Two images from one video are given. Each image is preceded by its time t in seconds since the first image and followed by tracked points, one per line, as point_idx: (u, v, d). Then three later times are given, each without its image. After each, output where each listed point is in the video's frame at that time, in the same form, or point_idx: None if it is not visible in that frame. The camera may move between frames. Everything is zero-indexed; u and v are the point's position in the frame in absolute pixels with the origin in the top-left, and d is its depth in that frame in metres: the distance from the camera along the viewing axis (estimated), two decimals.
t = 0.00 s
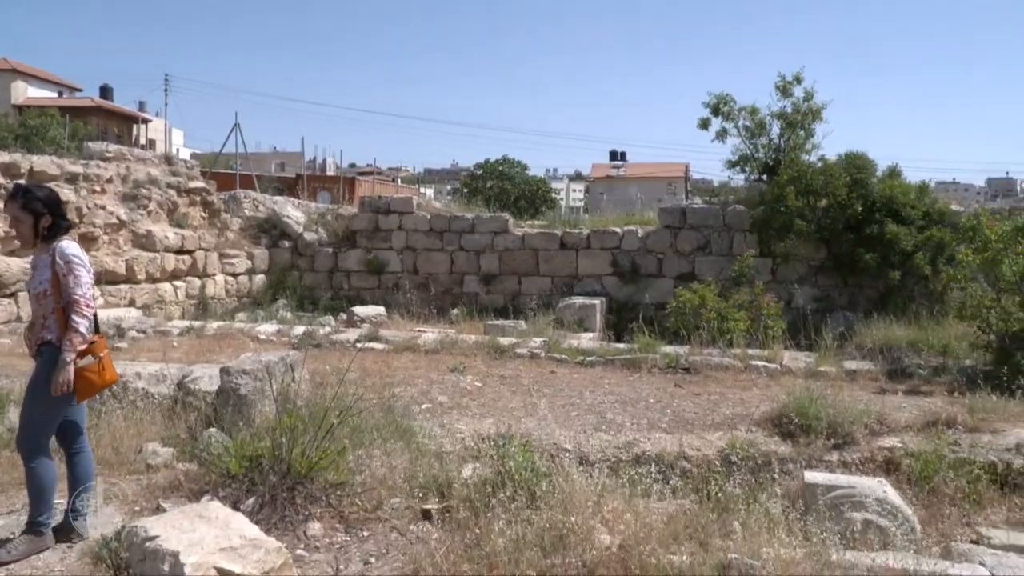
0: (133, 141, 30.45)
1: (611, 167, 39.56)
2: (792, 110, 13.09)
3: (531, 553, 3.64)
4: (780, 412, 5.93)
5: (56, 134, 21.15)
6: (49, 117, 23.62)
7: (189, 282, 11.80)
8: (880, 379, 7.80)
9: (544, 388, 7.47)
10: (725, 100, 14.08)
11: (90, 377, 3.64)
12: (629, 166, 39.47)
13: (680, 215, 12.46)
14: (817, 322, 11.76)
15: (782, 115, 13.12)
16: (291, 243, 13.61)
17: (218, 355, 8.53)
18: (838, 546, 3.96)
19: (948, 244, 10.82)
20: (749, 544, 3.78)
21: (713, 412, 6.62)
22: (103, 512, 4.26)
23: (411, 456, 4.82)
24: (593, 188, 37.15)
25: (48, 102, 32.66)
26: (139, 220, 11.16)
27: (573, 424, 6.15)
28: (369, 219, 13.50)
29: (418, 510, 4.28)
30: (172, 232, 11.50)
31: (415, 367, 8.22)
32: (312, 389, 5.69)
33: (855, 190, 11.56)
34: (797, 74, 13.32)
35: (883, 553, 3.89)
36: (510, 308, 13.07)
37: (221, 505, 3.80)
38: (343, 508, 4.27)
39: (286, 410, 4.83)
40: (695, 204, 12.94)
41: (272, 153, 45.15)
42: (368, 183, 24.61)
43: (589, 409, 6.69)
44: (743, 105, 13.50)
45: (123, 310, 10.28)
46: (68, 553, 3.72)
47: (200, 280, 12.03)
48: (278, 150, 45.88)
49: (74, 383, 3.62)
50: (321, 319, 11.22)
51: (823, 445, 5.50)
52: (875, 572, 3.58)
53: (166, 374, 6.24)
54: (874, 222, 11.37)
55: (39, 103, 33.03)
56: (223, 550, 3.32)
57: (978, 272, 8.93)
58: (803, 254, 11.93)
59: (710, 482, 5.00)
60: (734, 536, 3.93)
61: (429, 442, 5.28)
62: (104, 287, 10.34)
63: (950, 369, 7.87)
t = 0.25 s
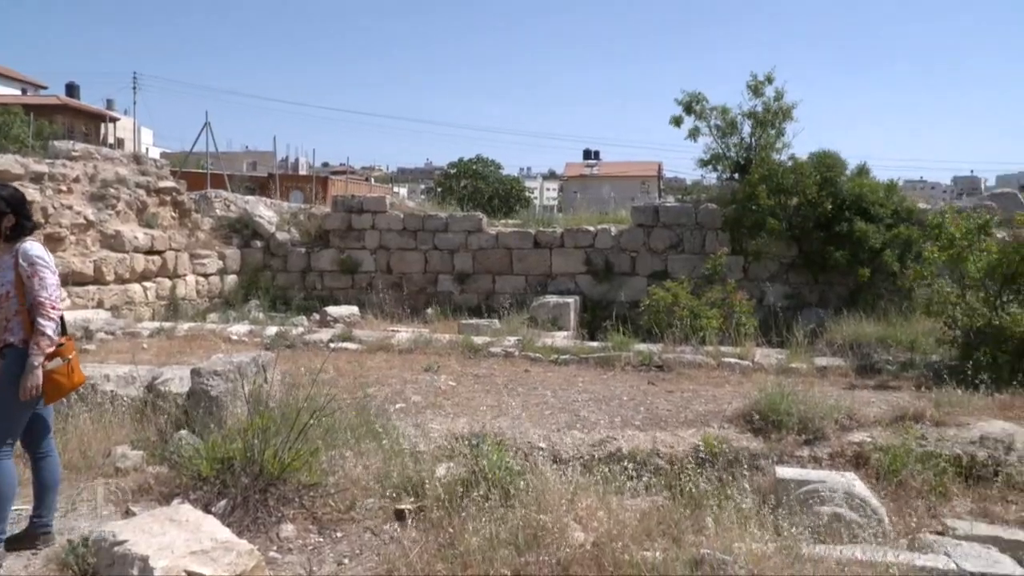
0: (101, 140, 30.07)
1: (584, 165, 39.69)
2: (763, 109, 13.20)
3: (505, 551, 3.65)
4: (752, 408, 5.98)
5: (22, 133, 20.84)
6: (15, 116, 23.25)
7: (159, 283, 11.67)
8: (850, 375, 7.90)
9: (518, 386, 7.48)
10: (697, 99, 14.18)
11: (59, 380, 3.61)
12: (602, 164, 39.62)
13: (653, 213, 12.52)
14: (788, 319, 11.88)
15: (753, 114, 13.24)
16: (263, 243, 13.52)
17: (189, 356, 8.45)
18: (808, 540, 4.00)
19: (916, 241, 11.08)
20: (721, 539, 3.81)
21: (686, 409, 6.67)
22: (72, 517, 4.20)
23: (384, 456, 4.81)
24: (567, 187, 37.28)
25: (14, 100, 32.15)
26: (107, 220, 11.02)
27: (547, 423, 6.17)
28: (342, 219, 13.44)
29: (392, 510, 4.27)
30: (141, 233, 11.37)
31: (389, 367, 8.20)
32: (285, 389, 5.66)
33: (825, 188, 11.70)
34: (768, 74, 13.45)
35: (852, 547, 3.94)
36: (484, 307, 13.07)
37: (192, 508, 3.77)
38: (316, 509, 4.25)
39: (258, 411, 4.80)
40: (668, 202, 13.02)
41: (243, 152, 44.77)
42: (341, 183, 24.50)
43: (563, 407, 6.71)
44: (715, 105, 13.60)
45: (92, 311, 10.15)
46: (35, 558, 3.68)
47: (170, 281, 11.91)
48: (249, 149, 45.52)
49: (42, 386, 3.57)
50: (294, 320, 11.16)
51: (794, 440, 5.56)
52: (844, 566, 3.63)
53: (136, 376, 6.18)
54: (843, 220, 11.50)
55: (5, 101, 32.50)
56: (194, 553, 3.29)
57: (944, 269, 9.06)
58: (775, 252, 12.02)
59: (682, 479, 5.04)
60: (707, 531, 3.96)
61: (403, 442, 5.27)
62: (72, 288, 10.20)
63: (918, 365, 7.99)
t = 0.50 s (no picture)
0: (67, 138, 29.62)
1: (557, 165, 39.78)
2: (733, 110, 13.30)
3: (476, 550, 3.65)
4: (723, 407, 6.03)
5: None
6: None
7: (127, 283, 11.53)
8: (818, 374, 7.99)
9: (490, 386, 7.48)
10: (668, 99, 14.26)
11: (15, 384, 3.56)
12: (575, 164, 39.73)
13: (625, 213, 12.58)
14: (758, 318, 11.99)
15: (724, 115, 13.34)
16: (233, 242, 13.40)
17: (156, 357, 8.35)
18: (776, 536, 4.04)
19: (883, 241, 11.26)
20: (691, 537, 3.84)
21: (657, 408, 6.71)
22: (36, 520, 4.14)
23: (355, 456, 4.79)
24: (540, 187, 37.36)
25: None
26: (73, 219, 10.87)
27: (519, 422, 6.18)
28: (313, 218, 13.35)
29: (364, 510, 4.26)
30: (108, 232, 11.22)
31: (361, 367, 8.16)
32: (255, 389, 5.61)
33: (794, 189, 11.81)
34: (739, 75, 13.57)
35: (819, 543, 3.99)
36: (456, 307, 13.05)
37: (159, 511, 3.73)
38: (286, 510, 4.22)
39: (228, 411, 4.76)
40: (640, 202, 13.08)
41: (214, 151, 44.33)
42: (312, 182, 24.35)
43: (534, 406, 6.72)
44: (686, 105, 13.69)
45: (57, 311, 10.00)
46: None
47: (138, 281, 11.76)
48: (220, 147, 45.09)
49: None
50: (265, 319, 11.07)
51: (764, 439, 5.61)
52: (811, 562, 3.67)
53: (102, 377, 6.10)
54: (812, 221, 11.63)
55: None
56: (161, 556, 3.25)
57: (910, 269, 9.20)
58: (745, 252, 12.14)
59: (653, 477, 5.07)
60: (676, 529, 3.98)
61: (374, 442, 5.25)
62: (37, 288, 10.05)
63: (884, 363, 8.10)
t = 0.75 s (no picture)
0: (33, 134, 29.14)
1: (530, 165, 39.80)
2: (705, 111, 13.42)
3: (447, 550, 3.64)
4: (693, 406, 6.07)
5: None
6: None
7: (94, 281, 11.37)
8: (787, 373, 8.07)
9: (462, 385, 7.47)
10: (641, 100, 14.33)
11: None
12: (548, 164, 39.79)
13: (598, 213, 12.63)
14: (728, 318, 12.08)
15: (696, 116, 13.44)
16: (203, 240, 13.27)
17: (124, 356, 8.25)
18: (744, 534, 4.08)
19: (851, 242, 11.39)
20: (661, 535, 3.86)
21: (628, 407, 6.74)
22: None
23: (326, 456, 4.76)
24: (513, 187, 37.37)
25: None
26: (38, 216, 10.70)
27: (490, 421, 6.18)
28: (285, 216, 13.26)
29: (334, 510, 4.24)
30: (74, 229, 11.06)
31: (332, 366, 8.12)
32: (224, 389, 5.56)
33: (765, 190, 11.92)
34: (711, 77, 13.68)
35: (786, 540, 4.03)
36: (428, 306, 13.02)
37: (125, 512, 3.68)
38: (255, 511, 4.19)
39: (196, 411, 4.71)
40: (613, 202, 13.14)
41: (184, 148, 43.86)
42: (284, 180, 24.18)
43: (506, 406, 6.73)
44: (659, 106, 13.78)
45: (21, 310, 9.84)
46: None
47: (105, 279, 11.61)
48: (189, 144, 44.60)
49: None
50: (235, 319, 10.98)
51: (734, 437, 5.66)
52: (779, 559, 3.71)
53: (67, 377, 6.01)
54: (782, 222, 11.74)
55: None
56: (127, 558, 3.21)
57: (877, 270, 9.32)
58: (716, 252, 12.24)
59: (623, 477, 5.09)
60: (646, 527, 4.01)
61: (345, 442, 5.23)
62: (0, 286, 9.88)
63: (852, 362, 8.20)
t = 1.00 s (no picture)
0: None
1: (504, 164, 39.80)
2: (678, 112, 13.50)
3: (418, 549, 3.64)
4: (664, 405, 6.11)
5: None
6: None
7: (60, 280, 11.21)
8: (758, 373, 8.14)
9: (435, 385, 7.46)
10: (614, 100, 14.39)
11: None
12: (522, 164, 39.82)
13: (571, 212, 12.66)
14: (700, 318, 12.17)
15: (668, 117, 13.52)
16: (173, 238, 13.13)
17: (91, 356, 8.14)
18: (714, 532, 4.11)
19: (821, 243, 11.57)
20: (631, 533, 3.88)
21: (600, 406, 6.76)
22: None
23: (297, 456, 4.73)
24: (487, 186, 37.35)
25: None
26: (3, 213, 10.53)
27: (462, 421, 6.18)
28: (256, 214, 13.15)
29: (305, 511, 4.22)
30: (40, 227, 10.90)
31: (304, 366, 8.07)
32: (194, 388, 5.50)
33: (736, 190, 12.01)
34: (683, 77, 13.77)
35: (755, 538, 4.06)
36: (401, 305, 12.97)
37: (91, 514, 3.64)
38: (225, 512, 4.15)
39: (166, 411, 4.66)
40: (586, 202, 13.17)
41: (154, 145, 43.34)
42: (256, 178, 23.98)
43: (478, 405, 6.72)
44: (632, 106, 13.84)
45: None
46: None
47: (72, 278, 11.45)
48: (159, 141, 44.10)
49: None
50: (206, 318, 10.87)
51: (705, 436, 5.70)
52: (748, 556, 3.73)
53: (33, 378, 5.92)
54: (753, 222, 11.84)
55: None
56: (92, 561, 3.17)
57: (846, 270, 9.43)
58: (688, 252, 12.32)
59: (594, 476, 5.11)
60: (617, 526, 4.02)
61: (317, 442, 5.20)
62: None
63: (821, 361, 8.29)
